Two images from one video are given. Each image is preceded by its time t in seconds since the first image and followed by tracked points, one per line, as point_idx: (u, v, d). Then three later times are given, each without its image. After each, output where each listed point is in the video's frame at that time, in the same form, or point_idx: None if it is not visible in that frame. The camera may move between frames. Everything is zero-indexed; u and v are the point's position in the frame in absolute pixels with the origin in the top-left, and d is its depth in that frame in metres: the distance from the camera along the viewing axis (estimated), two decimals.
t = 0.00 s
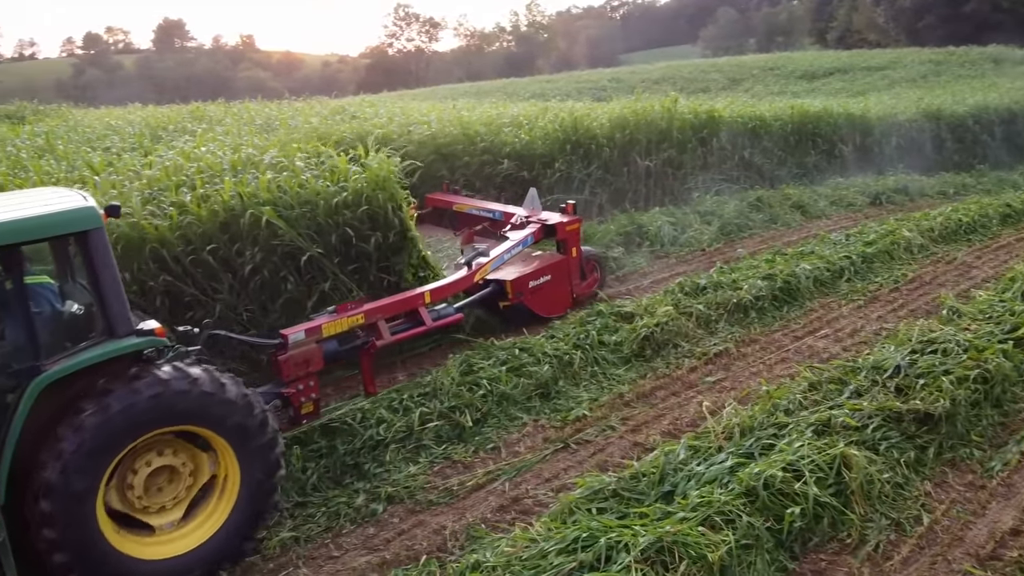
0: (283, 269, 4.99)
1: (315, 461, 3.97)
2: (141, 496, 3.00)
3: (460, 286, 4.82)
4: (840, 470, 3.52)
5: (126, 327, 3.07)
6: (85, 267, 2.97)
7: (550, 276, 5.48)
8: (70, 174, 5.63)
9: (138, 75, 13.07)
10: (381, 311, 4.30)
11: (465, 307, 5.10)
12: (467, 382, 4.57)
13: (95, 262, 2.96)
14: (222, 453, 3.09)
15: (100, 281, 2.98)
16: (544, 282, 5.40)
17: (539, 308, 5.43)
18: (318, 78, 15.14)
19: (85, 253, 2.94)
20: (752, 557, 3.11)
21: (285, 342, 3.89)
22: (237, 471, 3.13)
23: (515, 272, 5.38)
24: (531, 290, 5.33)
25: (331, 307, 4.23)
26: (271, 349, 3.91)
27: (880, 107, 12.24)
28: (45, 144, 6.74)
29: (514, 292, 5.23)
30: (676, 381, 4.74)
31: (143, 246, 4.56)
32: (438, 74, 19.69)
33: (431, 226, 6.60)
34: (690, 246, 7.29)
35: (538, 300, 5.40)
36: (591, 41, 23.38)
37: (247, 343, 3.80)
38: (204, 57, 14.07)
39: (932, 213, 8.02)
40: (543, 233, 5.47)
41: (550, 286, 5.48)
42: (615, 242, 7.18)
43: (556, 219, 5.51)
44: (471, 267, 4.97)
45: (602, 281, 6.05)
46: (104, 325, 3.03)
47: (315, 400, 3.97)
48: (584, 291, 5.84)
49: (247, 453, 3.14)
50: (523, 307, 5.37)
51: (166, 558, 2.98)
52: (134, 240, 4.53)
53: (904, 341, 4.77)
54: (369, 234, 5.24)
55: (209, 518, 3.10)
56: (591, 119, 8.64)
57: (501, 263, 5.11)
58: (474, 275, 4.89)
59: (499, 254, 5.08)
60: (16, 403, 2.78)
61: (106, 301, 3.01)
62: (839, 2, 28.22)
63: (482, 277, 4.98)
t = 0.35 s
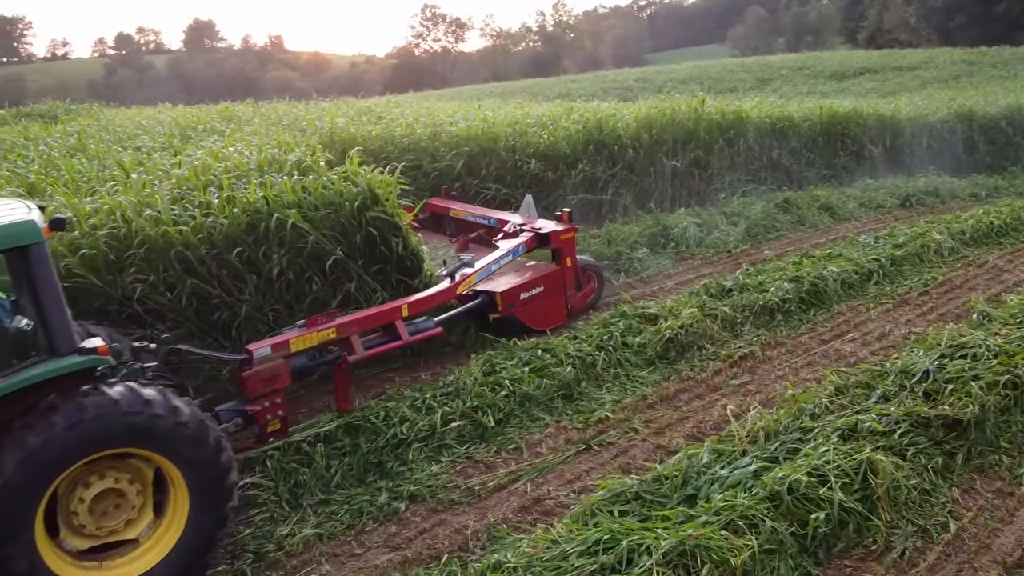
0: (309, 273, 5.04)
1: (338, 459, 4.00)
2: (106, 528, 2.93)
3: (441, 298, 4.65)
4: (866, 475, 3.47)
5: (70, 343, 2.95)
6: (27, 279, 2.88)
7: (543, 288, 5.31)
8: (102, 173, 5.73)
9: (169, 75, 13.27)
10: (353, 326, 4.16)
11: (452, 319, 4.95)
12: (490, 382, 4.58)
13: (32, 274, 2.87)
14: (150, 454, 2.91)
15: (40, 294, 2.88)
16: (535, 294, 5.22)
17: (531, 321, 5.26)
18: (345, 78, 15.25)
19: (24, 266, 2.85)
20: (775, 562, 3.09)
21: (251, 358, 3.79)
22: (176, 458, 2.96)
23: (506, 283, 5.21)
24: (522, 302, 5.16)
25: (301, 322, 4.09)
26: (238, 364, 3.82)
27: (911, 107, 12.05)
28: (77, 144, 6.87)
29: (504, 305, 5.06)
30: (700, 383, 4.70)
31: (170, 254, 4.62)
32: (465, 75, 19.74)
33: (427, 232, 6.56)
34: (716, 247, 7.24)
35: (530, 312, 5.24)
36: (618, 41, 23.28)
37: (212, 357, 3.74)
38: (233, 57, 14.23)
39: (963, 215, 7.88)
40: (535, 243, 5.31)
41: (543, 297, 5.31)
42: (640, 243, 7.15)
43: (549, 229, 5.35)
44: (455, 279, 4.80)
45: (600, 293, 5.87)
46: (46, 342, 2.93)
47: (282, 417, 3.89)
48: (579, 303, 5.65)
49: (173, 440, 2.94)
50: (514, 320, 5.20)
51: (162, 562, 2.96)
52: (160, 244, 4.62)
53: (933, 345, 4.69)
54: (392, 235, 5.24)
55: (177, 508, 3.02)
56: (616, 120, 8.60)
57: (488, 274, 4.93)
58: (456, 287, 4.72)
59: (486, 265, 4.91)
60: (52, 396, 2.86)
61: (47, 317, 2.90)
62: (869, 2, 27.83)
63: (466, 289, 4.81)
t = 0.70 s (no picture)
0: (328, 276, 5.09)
1: (357, 457, 4.02)
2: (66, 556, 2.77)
3: (416, 309, 4.43)
4: (888, 480, 3.43)
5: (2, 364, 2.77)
6: None
7: (529, 297, 5.16)
8: (127, 173, 5.82)
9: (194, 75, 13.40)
10: (318, 340, 3.96)
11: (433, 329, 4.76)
12: (508, 382, 4.59)
13: None
14: (48, 474, 2.62)
15: None
16: (521, 304, 5.08)
17: (515, 331, 5.11)
18: (367, 78, 15.31)
19: None
20: (795, 567, 3.06)
21: (208, 374, 3.62)
22: (71, 464, 2.64)
23: (490, 292, 5.05)
24: (506, 312, 5.01)
25: (264, 335, 3.92)
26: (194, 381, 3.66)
27: (938, 108, 11.88)
28: (103, 143, 6.98)
29: (488, 316, 4.92)
30: (721, 386, 4.67)
31: (191, 258, 4.66)
32: (487, 75, 19.76)
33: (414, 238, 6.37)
34: (738, 249, 7.19)
35: (515, 322, 5.10)
36: (641, 40, 23.17)
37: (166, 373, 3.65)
38: (257, 57, 14.34)
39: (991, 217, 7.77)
40: (522, 251, 5.16)
41: (530, 307, 5.16)
42: (662, 244, 7.11)
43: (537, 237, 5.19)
44: (432, 288, 4.59)
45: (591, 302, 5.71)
46: None
47: (241, 435, 3.77)
48: (568, 312, 5.50)
49: (48, 455, 2.59)
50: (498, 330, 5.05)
51: (136, 539, 2.80)
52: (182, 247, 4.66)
53: (958, 349, 4.62)
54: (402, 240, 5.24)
55: (111, 501, 2.78)
56: (637, 120, 8.57)
57: (468, 284, 4.72)
58: (432, 298, 4.49)
59: (467, 274, 4.70)
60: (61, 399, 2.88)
61: None
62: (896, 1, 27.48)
63: (445, 299, 4.60)
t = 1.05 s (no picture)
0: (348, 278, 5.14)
1: (379, 455, 4.04)
2: (28, 557, 2.66)
3: (389, 321, 4.29)
4: (915, 486, 3.38)
5: None
6: None
7: (515, 308, 5.03)
8: (156, 171, 5.90)
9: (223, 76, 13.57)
10: (283, 354, 3.81)
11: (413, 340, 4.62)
12: (530, 382, 4.59)
13: None
14: None
15: None
16: (505, 315, 4.96)
17: (500, 341, 4.99)
18: (393, 78, 15.39)
19: None
20: (819, 572, 3.03)
21: (165, 390, 3.46)
22: None
23: (475, 302, 4.95)
24: (491, 322, 4.90)
25: (225, 349, 3.74)
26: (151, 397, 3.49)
27: (969, 109, 11.68)
28: (132, 142, 7.09)
29: (471, 326, 4.81)
30: (745, 389, 4.63)
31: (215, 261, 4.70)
32: (511, 75, 19.77)
33: (405, 244, 6.26)
34: (764, 250, 7.14)
35: (500, 333, 4.98)
36: (667, 40, 23.03)
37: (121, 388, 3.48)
38: (284, 57, 14.47)
39: None
40: (508, 259, 5.00)
41: (515, 318, 5.03)
42: (686, 244, 7.07)
43: (525, 245, 5.03)
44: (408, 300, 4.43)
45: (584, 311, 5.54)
46: None
47: (201, 454, 3.58)
48: (559, 322, 5.33)
49: None
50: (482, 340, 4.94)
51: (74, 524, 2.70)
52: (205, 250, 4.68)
53: (988, 353, 4.54)
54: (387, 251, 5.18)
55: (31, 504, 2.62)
56: (662, 120, 8.52)
57: (447, 294, 4.56)
58: (407, 310, 4.35)
59: (447, 284, 4.55)
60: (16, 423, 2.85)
61: None
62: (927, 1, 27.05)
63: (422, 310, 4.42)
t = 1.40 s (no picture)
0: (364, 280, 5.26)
1: (420, 451, 4.07)
2: None
3: (379, 332, 4.18)
4: (965, 496, 3.27)
5: None
6: None
7: (517, 318, 4.93)
8: (206, 170, 6.04)
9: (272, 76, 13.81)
10: (263, 365, 3.77)
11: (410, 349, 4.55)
12: (571, 383, 4.58)
13: None
14: None
15: None
16: (507, 325, 4.87)
17: (502, 351, 4.90)
18: (438, 79, 15.48)
19: None
20: None
21: (139, 401, 3.46)
22: None
23: (477, 311, 4.87)
24: (492, 332, 4.81)
25: (205, 359, 3.73)
26: (128, 408, 3.50)
27: None
28: (184, 140, 7.27)
29: (471, 335, 4.73)
30: (792, 394, 4.54)
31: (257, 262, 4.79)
32: (557, 75, 19.71)
33: (416, 249, 6.24)
34: (813, 253, 7.00)
35: (502, 343, 4.89)
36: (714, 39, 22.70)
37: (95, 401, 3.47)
38: (332, 57, 14.65)
39: None
40: (511, 267, 4.91)
41: (518, 328, 4.94)
42: (732, 246, 6.96)
43: (529, 253, 4.95)
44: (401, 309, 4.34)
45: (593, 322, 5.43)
46: None
47: (178, 464, 3.56)
48: (564, 333, 5.22)
49: None
50: (483, 350, 4.85)
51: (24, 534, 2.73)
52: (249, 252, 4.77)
53: None
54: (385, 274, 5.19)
55: None
56: (709, 120, 8.41)
57: (443, 303, 4.46)
58: (398, 320, 4.23)
59: (444, 293, 4.47)
60: None
61: None
62: None
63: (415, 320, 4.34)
